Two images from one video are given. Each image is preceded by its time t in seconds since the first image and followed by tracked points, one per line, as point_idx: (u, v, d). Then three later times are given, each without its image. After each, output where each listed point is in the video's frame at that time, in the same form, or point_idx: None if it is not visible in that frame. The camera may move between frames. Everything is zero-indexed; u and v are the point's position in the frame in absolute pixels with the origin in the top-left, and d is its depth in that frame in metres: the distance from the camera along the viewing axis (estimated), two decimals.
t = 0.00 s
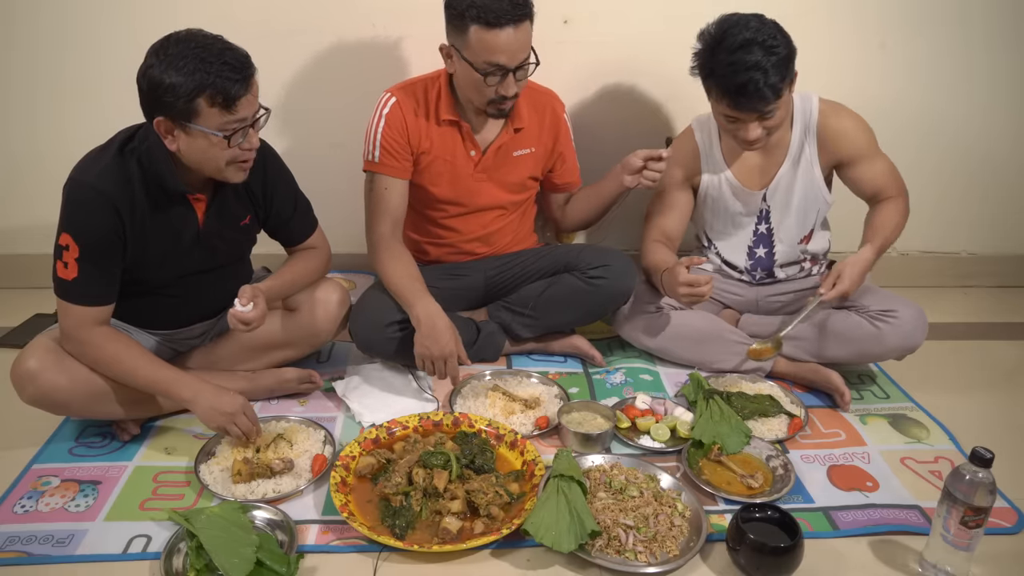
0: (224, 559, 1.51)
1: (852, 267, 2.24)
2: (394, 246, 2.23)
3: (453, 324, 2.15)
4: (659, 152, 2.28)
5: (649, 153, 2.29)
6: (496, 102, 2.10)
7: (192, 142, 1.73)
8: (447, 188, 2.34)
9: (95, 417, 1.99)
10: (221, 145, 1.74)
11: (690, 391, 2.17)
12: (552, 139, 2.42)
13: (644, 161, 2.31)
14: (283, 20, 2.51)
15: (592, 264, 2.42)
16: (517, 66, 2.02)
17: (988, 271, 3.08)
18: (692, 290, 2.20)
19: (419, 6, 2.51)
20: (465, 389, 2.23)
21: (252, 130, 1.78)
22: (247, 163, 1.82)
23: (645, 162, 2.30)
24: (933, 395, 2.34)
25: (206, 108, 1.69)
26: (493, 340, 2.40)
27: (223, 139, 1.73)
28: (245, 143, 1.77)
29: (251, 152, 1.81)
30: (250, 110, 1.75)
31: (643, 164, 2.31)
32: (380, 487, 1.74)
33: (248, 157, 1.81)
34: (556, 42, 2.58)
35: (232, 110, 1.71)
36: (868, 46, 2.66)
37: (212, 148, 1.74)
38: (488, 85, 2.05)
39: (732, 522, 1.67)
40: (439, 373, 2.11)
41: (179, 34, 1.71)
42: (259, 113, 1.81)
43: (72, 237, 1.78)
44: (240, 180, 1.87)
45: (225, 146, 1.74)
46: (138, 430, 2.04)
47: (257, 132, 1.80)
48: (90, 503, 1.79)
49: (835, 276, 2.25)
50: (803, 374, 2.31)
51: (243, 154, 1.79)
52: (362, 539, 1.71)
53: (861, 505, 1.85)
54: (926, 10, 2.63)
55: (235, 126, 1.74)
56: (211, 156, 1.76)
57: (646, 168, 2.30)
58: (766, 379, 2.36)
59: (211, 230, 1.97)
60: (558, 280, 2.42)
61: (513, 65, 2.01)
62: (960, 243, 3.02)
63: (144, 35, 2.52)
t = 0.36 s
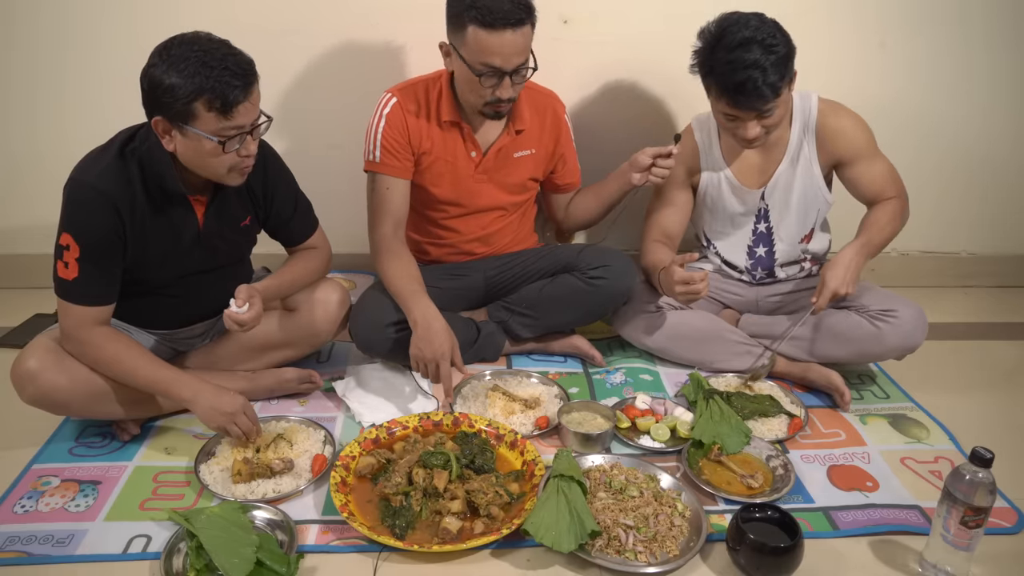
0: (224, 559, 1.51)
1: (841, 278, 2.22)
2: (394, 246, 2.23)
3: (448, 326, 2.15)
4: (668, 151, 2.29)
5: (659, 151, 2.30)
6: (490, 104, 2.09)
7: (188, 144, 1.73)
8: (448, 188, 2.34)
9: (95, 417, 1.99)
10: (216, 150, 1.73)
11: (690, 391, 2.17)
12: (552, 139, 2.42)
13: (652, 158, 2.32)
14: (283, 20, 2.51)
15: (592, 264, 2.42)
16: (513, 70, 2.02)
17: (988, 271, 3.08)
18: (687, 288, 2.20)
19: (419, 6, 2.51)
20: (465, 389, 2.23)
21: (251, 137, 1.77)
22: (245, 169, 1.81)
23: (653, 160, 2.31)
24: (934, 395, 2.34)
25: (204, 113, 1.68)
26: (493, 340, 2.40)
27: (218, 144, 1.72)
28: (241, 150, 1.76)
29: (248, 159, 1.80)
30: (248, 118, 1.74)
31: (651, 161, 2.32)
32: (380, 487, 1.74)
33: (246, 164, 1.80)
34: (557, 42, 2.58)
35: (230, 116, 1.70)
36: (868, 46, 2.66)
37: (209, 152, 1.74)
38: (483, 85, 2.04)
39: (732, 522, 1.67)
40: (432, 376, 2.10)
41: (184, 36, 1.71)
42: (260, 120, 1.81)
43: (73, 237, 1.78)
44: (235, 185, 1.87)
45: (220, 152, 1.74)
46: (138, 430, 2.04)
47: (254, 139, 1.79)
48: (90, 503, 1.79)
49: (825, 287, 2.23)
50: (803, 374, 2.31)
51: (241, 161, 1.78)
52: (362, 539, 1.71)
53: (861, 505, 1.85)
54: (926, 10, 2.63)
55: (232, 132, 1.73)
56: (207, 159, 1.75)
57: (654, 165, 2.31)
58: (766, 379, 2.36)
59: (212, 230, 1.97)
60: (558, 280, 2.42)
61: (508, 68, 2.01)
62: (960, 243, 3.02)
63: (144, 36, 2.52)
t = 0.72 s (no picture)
0: (224, 559, 1.51)
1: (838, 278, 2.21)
2: (394, 247, 2.23)
3: (449, 325, 2.15)
4: (665, 148, 2.29)
5: (654, 150, 2.30)
6: (506, 96, 2.11)
7: (186, 145, 1.73)
8: (446, 188, 2.34)
9: (95, 417, 1.99)
10: (212, 154, 1.73)
11: (690, 391, 2.16)
12: (549, 138, 2.42)
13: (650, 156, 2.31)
14: (282, 20, 2.51)
15: (592, 264, 2.42)
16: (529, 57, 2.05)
17: (988, 271, 3.08)
18: (681, 287, 2.20)
19: (419, 6, 2.51)
20: (465, 389, 2.23)
21: (248, 142, 1.77)
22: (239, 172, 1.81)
23: (651, 158, 2.30)
24: (933, 395, 2.34)
25: (201, 115, 1.68)
26: (493, 340, 2.40)
27: (213, 148, 1.72)
28: (237, 154, 1.75)
29: (243, 164, 1.79)
30: (246, 122, 1.74)
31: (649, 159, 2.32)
32: (380, 487, 1.74)
33: (239, 168, 1.79)
34: (556, 42, 2.58)
35: (227, 120, 1.70)
36: (867, 46, 2.66)
37: (205, 155, 1.73)
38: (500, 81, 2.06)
39: (732, 522, 1.67)
40: (433, 374, 2.10)
41: (188, 38, 1.71)
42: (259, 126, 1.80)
43: (73, 237, 1.78)
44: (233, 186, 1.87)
45: (216, 155, 1.73)
46: (138, 430, 2.04)
47: (252, 144, 1.78)
48: (90, 503, 1.79)
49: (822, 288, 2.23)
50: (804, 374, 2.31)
51: (235, 164, 1.77)
52: (362, 539, 1.71)
53: (861, 505, 1.85)
54: (926, 10, 2.63)
55: (229, 136, 1.73)
56: (202, 161, 1.75)
57: (653, 163, 2.32)
58: (766, 379, 2.36)
59: (211, 230, 1.97)
60: (558, 280, 2.42)
61: (524, 57, 2.03)
62: (960, 243, 3.02)
63: (144, 36, 2.52)
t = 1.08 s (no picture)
0: (224, 559, 1.51)
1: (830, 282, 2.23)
2: (394, 247, 2.23)
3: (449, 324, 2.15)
4: (671, 151, 2.28)
5: (660, 151, 2.29)
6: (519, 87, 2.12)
7: (182, 149, 1.73)
8: (446, 187, 2.34)
9: (95, 417, 1.99)
10: (207, 159, 1.73)
11: (690, 391, 2.16)
12: (548, 137, 2.42)
13: (656, 158, 2.31)
14: (282, 20, 2.51)
15: (592, 264, 2.42)
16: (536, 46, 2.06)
17: (988, 271, 3.08)
18: (674, 286, 2.20)
19: (419, 6, 2.51)
20: (465, 389, 2.23)
21: (245, 147, 1.76)
22: (237, 177, 1.81)
23: (657, 159, 2.30)
24: (933, 395, 2.34)
25: (198, 121, 1.68)
26: (493, 340, 2.41)
27: (209, 153, 1.72)
28: (233, 159, 1.75)
29: (240, 168, 1.79)
30: (243, 129, 1.73)
31: (656, 160, 2.31)
32: (380, 487, 1.74)
33: (237, 173, 1.80)
34: (556, 41, 2.58)
35: (223, 126, 1.70)
36: (867, 46, 2.66)
37: (201, 159, 1.73)
38: (508, 72, 2.07)
39: (732, 522, 1.67)
40: (433, 373, 2.10)
41: (187, 40, 1.71)
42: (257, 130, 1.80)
43: (71, 237, 1.78)
44: (231, 190, 1.87)
45: (212, 160, 1.73)
46: (138, 430, 2.04)
47: (249, 150, 1.78)
48: (90, 503, 1.79)
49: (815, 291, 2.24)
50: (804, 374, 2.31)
51: (232, 169, 1.78)
52: (362, 539, 1.71)
53: (861, 506, 1.85)
54: (926, 10, 2.63)
55: (225, 141, 1.72)
56: (199, 166, 1.75)
57: (658, 165, 2.31)
58: (766, 379, 2.36)
59: (210, 230, 1.97)
60: (558, 279, 2.42)
61: (531, 46, 2.05)
62: (960, 243, 3.02)
63: (144, 35, 2.52)
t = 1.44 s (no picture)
0: (224, 559, 1.51)
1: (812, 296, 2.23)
2: (394, 247, 2.23)
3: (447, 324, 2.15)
4: (665, 159, 2.29)
5: (656, 159, 2.30)
6: (490, 99, 2.09)
7: (180, 151, 1.73)
8: (447, 188, 2.34)
9: (95, 417, 1.99)
10: (204, 161, 1.73)
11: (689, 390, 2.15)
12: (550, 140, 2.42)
13: (650, 165, 2.32)
14: (283, 20, 2.51)
15: (592, 264, 2.42)
16: (511, 66, 2.02)
17: (988, 271, 3.08)
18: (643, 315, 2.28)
19: (419, 6, 2.51)
20: (465, 389, 2.23)
21: (243, 151, 1.76)
22: (236, 180, 1.81)
23: (649, 167, 2.31)
24: (933, 396, 2.34)
25: (195, 123, 1.68)
26: (493, 340, 2.40)
27: (206, 156, 1.72)
28: (230, 162, 1.75)
29: (238, 172, 1.79)
30: (241, 132, 1.73)
31: (649, 168, 2.32)
32: (380, 487, 1.74)
33: (235, 176, 1.79)
34: (556, 41, 2.58)
35: (222, 130, 1.70)
36: (868, 46, 2.66)
37: (198, 161, 1.73)
38: (479, 81, 2.05)
39: (732, 522, 1.67)
40: (431, 373, 2.11)
41: (188, 43, 1.70)
42: (256, 134, 1.80)
43: (71, 237, 1.78)
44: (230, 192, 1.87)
45: (208, 163, 1.73)
46: (138, 430, 2.04)
47: (248, 153, 1.78)
48: (90, 503, 1.79)
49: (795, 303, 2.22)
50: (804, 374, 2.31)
51: (230, 172, 1.77)
52: (362, 539, 1.71)
53: (861, 505, 1.85)
54: (926, 10, 2.63)
55: (224, 144, 1.73)
56: (197, 169, 1.75)
57: (651, 173, 2.32)
58: (766, 379, 2.36)
59: (210, 231, 1.97)
60: (559, 279, 2.42)
61: (507, 64, 2.01)
62: (960, 243, 3.02)
63: (144, 35, 2.52)
